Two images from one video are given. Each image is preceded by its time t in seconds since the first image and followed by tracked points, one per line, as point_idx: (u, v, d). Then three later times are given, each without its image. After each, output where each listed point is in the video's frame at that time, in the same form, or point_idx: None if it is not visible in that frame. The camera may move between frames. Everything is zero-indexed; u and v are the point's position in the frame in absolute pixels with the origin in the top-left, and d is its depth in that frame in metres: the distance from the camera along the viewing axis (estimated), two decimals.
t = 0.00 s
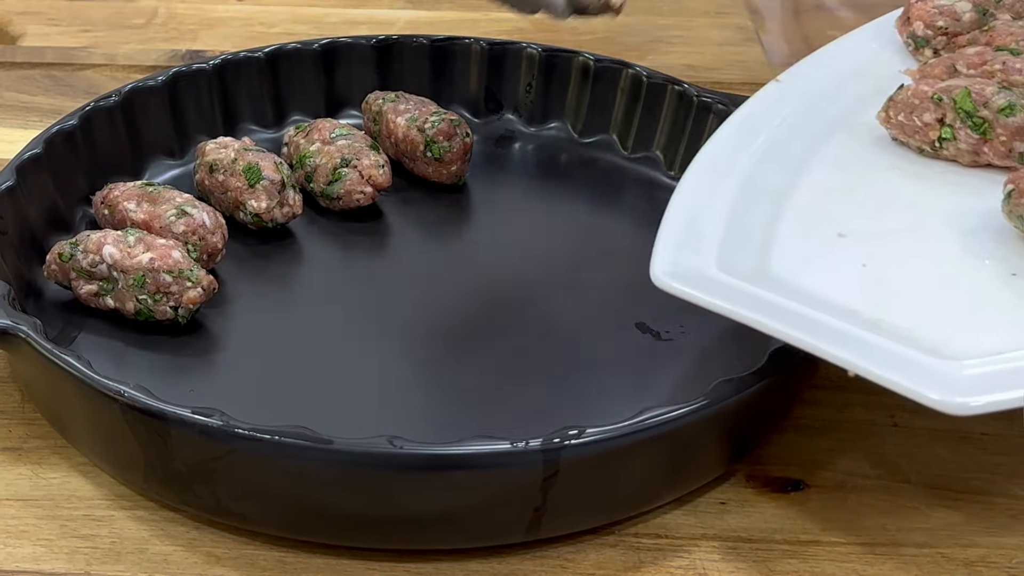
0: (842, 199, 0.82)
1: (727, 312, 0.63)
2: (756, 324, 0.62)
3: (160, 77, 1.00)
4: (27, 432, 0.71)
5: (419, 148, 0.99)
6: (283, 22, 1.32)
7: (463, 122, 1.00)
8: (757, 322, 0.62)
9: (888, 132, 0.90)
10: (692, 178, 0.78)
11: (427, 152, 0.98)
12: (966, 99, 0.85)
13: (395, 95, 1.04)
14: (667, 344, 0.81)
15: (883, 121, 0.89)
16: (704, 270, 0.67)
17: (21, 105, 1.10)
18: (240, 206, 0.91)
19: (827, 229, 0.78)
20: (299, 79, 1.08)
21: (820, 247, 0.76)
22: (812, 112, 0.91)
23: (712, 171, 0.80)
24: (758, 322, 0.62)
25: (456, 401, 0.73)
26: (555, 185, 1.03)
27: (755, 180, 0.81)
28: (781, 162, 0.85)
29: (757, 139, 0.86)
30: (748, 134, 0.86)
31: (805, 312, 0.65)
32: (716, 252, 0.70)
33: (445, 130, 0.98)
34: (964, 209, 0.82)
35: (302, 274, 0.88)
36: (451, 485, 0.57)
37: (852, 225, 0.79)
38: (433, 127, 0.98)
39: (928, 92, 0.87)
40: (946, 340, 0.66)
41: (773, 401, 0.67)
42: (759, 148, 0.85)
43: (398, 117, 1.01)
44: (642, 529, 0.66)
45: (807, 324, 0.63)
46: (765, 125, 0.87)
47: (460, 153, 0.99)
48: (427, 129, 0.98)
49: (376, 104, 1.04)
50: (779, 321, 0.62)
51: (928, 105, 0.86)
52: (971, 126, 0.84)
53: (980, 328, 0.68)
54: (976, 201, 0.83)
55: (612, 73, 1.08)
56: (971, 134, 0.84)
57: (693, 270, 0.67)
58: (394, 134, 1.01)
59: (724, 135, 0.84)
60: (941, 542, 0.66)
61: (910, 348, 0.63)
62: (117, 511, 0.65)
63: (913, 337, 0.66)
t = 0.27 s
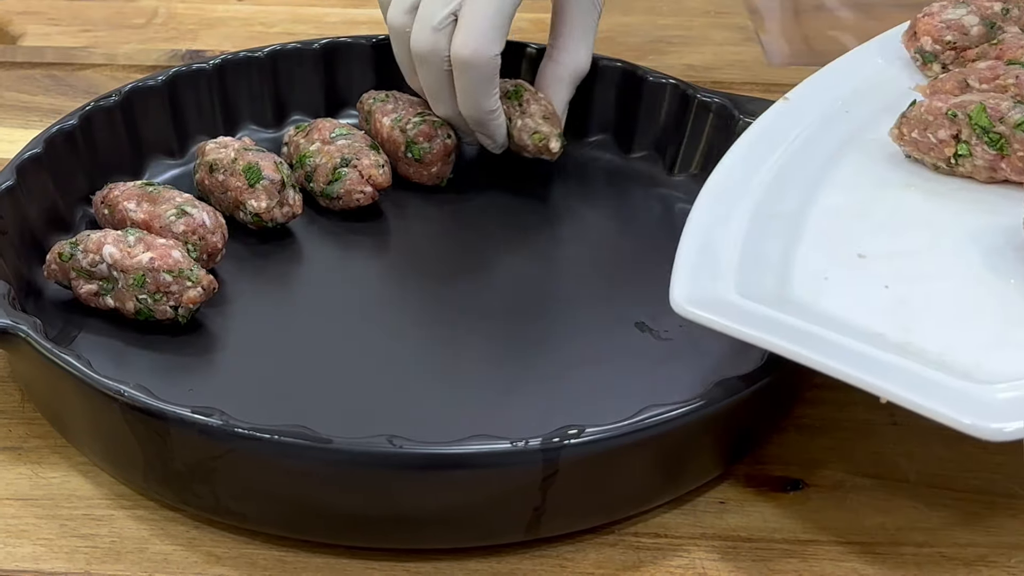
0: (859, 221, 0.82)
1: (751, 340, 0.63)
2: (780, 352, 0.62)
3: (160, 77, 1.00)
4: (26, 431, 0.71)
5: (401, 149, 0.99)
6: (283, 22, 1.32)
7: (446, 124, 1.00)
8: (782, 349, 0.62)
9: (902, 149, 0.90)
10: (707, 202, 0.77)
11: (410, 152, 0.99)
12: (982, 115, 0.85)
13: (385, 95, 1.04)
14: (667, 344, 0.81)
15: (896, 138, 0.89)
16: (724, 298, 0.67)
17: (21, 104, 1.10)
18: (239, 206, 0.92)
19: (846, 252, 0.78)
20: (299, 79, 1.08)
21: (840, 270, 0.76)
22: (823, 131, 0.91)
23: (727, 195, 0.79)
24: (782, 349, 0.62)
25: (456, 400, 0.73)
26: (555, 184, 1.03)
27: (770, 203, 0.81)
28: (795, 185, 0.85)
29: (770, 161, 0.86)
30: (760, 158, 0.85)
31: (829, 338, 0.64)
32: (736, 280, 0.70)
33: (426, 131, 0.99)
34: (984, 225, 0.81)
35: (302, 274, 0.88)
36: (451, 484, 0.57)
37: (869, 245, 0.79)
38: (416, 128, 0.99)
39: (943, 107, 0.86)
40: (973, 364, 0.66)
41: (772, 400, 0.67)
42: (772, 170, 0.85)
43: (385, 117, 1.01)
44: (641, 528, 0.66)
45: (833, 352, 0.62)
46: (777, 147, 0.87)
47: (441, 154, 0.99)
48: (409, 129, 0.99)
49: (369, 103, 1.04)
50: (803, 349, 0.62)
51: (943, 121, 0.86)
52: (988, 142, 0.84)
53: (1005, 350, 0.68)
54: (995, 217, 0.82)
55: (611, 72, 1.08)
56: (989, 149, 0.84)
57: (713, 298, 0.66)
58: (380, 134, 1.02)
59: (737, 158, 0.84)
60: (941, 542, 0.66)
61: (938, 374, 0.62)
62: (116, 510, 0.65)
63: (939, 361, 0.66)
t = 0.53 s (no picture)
0: (844, 202, 0.82)
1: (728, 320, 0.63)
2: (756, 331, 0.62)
3: (160, 77, 1.00)
4: (26, 432, 0.71)
5: (399, 147, 0.99)
6: (283, 22, 1.32)
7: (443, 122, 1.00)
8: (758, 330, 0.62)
9: (884, 135, 0.89)
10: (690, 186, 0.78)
11: (410, 151, 0.99)
12: (964, 103, 0.84)
13: (378, 94, 1.04)
14: (667, 344, 0.81)
15: (878, 124, 0.89)
16: (702, 279, 0.67)
17: (21, 105, 1.10)
18: (240, 206, 0.92)
19: (826, 235, 0.78)
20: (299, 79, 1.08)
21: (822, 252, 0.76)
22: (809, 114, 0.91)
23: (709, 178, 0.80)
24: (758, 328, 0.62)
25: (456, 400, 0.73)
26: (555, 184, 1.03)
27: (754, 187, 0.81)
28: (780, 167, 0.85)
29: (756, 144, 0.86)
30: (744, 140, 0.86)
31: (805, 319, 0.65)
32: (713, 259, 0.70)
33: (426, 128, 0.98)
34: (964, 210, 0.81)
35: (302, 274, 0.88)
36: (451, 485, 0.57)
37: (850, 227, 0.79)
38: (414, 126, 0.98)
39: (925, 94, 0.86)
40: (947, 345, 0.66)
41: (773, 400, 0.67)
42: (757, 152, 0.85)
43: (382, 116, 1.01)
44: (641, 529, 0.66)
45: (809, 333, 0.62)
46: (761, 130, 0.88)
47: (442, 152, 0.99)
48: (408, 128, 0.98)
49: (360, 103, 1.04)
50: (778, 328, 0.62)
51: (924, 108, 0.85)
52: (968, 129, 0.83)
53: (980, 333, 0.68)
54: (975, 203, 0.82)
55: (612, 73, 1.08)
56: (969, 137, 0.83)
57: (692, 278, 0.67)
58: (377, 133, 1.01)
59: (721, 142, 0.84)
60: (941, 542, 0.66)
61: (912, 356, 0.62)
62: (116, 511, 0.65)
63: (914, 343, 0.66)
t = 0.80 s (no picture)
0: (839, 212, 0.82)
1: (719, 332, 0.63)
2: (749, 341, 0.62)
3: (160, 77, 1.00)
4: (27, 431, 0.71)
5: (400, 147, 0.99)
6: (283, 22, 1.32)
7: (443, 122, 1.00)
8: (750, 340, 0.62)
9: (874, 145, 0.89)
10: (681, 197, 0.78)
11: (410, 151, 0.99)
12: (954, 111, 0.84)
13: (378, 94, 1.04)
14: (667, 343, 0.81)
15: (867, 134, 0.89)
16: (695, 291, 0.67)
17: (22, 105, 1.10)
18: (240, 205, 0.92)
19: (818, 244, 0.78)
20: (298, 79, 1.08)
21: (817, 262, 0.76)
22: (801, 124, 0.91)
23: (701, 188, 0.80)
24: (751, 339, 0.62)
25: (455, 399, 0.73)
26: (554, 184, 1.03)
27: (747, 199, 0.81)
28: (773, 179, 0.85)
29: (747, 155, 0.86)
30: (736, 151, 0.86)
31: (797, 330, 0.64)
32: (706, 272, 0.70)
33: (426, 129, 0.98)
34: (958, 217, 0.81)
35: (302, 274, 0.88)
36: (451, 484, 0.57)
37: (845, 237, 0.79)
38: (415, 126, 0.98)
39: (914, 103, 0.86)
40: (943, 354, 0.66)
41: (772, 400, 0.67)
42: (750, 164, 0.85)
43: (381, 116, 1.01)
44: (641, 528, 0.66)
45: (802, 344, 0.62)
46: (754, 141, 0.87)
47: (441, 152, 0.99)
48: (409, 128, 0.98)
49: (360, 103, 1.04)
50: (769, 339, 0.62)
51: (914, 117, 0.85)
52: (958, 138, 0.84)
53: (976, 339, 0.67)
54: (969, 210, 0.82)
55: (611, 73, 1.08)
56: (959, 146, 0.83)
57: (683, 291, 0.67)
58: (376, 133, 1.01)
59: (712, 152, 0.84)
60: (941, 542, 0.66)
61: (908, 366, 0.62)
62: (116, 510, 0.65)
63: (910, 352, 0.66)
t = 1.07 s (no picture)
0: (863, 214, 0.82)
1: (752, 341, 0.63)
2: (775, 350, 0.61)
3: (160, 77, 1.00)
4: (26, 432, 0.71)
5: (400, 147, 0.99)
6: (283, 22, 1.32)
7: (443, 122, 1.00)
8: (783, 350, 0.61)
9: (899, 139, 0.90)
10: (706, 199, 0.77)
11: (410, 151, 0.99)
12: (985, 109, 0.85)
13: (378, 94, 1.04)
14: (667, 344, 0.81)
15: (895, 129, 0.89)
16: (725, 299, 0.67)
17: (21, 105, 1.10)
18: (240, 206, 0.91)
19: (848, 249, 0.78)
20: (299, 79, 1.08)
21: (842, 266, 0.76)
22: (821, 123, 0.91)
23: (726, 191, 0.79)
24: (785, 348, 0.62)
25: (456, 400, 0.73)
26: (555, 184, 1.03)
27: (773, 200, 0.81)
28: (795, 179, 0.84)
29: (770, 155, 0.86)
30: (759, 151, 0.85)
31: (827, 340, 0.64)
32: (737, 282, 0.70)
33: (426, 129, 0.98)
34: (987, 219, 0.81)
35: (302, 274, 0.88)
36: (452, 485, 0.57)
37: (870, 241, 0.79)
38: (415, 126, 0.98)
39: (944, 100, 0.86)
40: (979, 368, 0.66)
41: (773, 401, 0.67)
42: (773, 165, 0.85)
43: (381, 116, 1.01)
44: (641, 529, 0.66)
45: (836, 354, 0.62)
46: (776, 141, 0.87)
47: (441, 152, 0.99)
48: (408, 128, 0.98)
49: (360, 103, 1.04)
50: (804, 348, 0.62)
51: (945, 113, 0.86)
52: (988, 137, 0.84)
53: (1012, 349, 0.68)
54: (997, 213, 0.82)
55: (612, 73, 1.07)
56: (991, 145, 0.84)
57: (714, 298, 0.66)
58: (376, 133, 1.01)
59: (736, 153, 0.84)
60: (942, 543, 0.66)
61: (940, 379, 0.62)
62: (116, 511, 0.65)
63: (946, 366, 0.66)
